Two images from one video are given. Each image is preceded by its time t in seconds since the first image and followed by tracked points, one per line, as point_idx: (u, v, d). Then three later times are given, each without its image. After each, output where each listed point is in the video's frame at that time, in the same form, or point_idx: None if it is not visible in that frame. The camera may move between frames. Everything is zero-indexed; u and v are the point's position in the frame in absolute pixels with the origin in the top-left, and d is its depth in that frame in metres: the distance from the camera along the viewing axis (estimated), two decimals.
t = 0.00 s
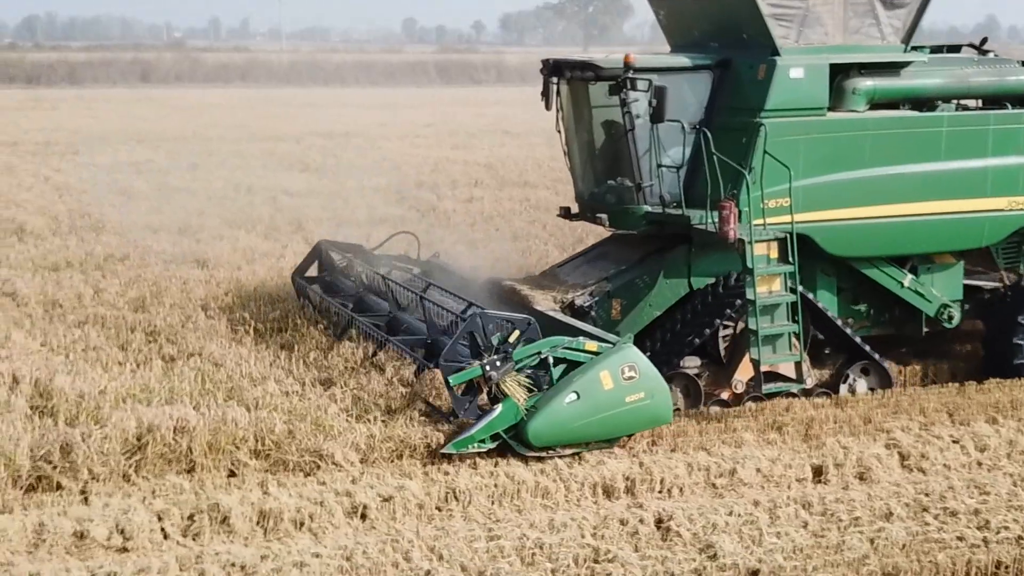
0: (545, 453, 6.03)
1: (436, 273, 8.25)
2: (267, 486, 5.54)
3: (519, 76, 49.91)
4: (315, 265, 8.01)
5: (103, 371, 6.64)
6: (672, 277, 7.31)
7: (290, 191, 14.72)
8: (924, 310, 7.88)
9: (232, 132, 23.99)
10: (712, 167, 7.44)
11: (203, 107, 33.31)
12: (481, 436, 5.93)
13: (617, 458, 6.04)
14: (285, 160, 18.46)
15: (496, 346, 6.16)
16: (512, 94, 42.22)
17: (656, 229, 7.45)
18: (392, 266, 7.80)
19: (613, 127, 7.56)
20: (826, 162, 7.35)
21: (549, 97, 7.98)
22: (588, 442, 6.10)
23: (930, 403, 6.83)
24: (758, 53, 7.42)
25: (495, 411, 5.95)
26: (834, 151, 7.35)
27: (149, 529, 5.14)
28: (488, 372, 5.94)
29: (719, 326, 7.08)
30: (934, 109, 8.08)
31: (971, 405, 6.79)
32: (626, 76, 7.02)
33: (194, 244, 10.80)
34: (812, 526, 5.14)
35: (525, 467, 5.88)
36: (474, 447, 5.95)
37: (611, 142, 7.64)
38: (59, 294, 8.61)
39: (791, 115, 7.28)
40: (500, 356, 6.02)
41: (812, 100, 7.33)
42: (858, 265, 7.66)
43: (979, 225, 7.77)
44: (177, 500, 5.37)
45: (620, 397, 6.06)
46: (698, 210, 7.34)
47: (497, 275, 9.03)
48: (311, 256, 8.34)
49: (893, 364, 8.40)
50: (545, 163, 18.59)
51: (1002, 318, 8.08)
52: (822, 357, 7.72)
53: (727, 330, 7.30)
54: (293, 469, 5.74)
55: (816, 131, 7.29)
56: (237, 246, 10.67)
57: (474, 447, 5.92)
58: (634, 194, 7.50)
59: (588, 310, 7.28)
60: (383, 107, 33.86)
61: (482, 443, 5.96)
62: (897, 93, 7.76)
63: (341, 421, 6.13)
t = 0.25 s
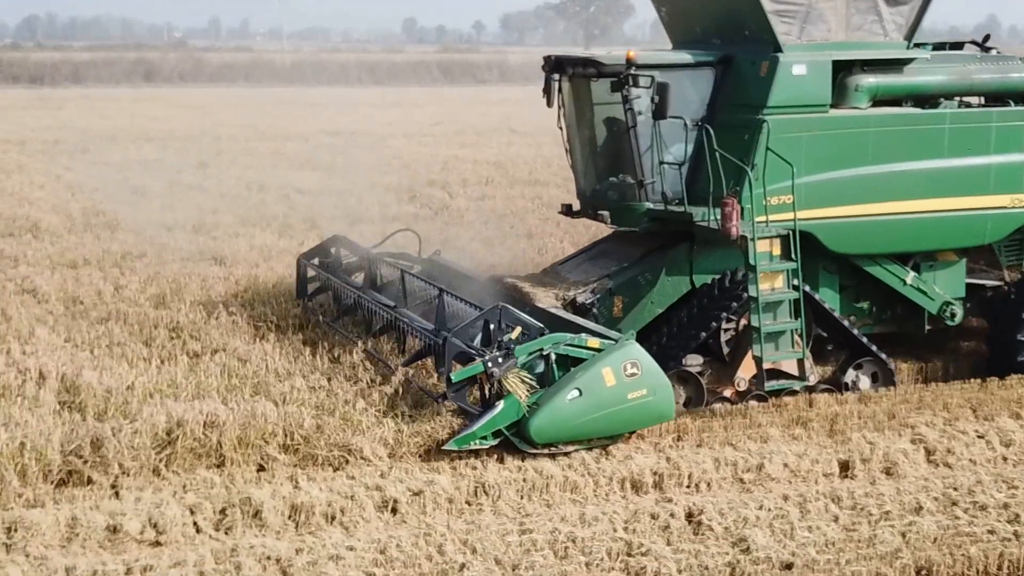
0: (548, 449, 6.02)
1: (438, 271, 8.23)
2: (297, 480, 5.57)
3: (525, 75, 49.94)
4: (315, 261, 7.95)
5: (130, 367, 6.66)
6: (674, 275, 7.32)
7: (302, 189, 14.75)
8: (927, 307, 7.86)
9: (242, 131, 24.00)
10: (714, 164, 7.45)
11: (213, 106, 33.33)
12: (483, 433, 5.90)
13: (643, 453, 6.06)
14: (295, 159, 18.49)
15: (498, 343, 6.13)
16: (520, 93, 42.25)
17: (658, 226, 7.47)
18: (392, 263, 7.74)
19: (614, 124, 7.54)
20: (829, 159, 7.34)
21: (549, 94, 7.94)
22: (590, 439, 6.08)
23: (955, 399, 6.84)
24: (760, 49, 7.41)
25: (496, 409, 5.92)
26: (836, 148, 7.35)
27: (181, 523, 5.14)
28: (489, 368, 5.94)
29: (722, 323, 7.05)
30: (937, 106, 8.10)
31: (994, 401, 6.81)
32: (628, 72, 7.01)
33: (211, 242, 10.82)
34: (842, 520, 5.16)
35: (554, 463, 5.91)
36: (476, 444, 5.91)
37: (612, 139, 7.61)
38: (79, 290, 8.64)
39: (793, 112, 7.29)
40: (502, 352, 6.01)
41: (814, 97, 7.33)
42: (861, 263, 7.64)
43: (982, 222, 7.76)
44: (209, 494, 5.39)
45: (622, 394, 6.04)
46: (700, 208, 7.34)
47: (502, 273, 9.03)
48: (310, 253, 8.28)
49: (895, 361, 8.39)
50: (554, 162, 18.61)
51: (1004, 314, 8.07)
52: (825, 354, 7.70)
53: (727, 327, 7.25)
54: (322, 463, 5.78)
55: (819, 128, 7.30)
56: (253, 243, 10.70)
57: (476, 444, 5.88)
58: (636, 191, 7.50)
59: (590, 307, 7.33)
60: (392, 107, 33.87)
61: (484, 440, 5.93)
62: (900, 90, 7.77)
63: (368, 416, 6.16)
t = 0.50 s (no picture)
0: (552, 448, 6.00)
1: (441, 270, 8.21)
2: (327, 474, 5.59)
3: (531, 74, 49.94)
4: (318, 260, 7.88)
5: (156, 363, 6.68)
6: (677, 272, 7.37)
7: (314, 188, 14.76)
8: (930, 305, 7.83)
9: (251, 130, 24.00)
10: (717, 161, 7.42)
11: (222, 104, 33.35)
12: (486, 431, 5.87)
13: (669, 449, 6.07)
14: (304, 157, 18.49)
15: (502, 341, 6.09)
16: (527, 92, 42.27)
17: (660, 223, 7.48)
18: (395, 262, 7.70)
19: (617, 121, 7.53)
20: (832, 156, 7.36)
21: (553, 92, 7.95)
22: (593, 437, 6.06)
23: (978, 395, 6.85)
24: (762, 46, 7.36)
25: (501, 406, 5.90)
26: (839, 145, 7.37)
27: (214, 517, 5.16)
28: (492, 367, 5.89)
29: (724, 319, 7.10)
30: (940, 102, 8.13)
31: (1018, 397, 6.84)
32: (629, 68, 7.02)
33: (227, 239, 10.84)
34: (873, 514, 5.17)
35: (582, 458, 5.92)
36: (479, 443, 5.89)
37: (615, 136, 7.61)
38: (99, 287, 8.66)
39: (797, 109, 7.29)
40: (505, 351, 5.96)
41: (817, 93, 7.32)
42: (864, 260, 7.63)
43: (986, 219, 7.74)
44: (240, 489, 5.41)
45: (625, 392, 6.03)
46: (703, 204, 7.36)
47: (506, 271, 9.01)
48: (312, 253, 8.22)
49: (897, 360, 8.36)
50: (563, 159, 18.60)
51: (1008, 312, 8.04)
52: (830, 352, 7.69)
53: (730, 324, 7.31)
54: (351, 458, 5.80)
55: (822, 125, 7.33)
56: (270, 241, 10.72)
57: (479, 443, 5.86)
58: (639, 187, 7.50)
59: (592, 305, 7.31)
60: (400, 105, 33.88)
61: (487, 439, 5.91)
62: (902, 88, 7.81)
63: (397, 412, 6.18)
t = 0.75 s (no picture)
0: (555, 447, 5.98)
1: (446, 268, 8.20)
2: (357, 468, 5.62)
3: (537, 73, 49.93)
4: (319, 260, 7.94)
5: (184, 359, 6.72)
6: (680, 270, 7.32)
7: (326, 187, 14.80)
8: (933, 303, 7.83)
9: (259, 130, 24.02)
10: (720, 158, 7.42)
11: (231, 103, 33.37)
12: (489, 431, 5.87)
13: (698, 445, 6.10)
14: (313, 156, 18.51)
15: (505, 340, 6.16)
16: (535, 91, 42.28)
17: (663, 221, 7.45)
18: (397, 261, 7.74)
19: (620, 118, 7.56)
20: (835, 153, 7.33)
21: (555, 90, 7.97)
22: (598, 436, 6.06)
23: (1001, 392, 6.87)
24: (766, 43, 7.37)
25: (502, 406, 5.91)
26: (844, 142, 7.34)
27: (247, 511, 5.18)
28: (494, 366, 5.93)
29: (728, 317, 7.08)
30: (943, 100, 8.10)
31: None
32: (634, 65, 7.05)
33: (244, 237, 10.87)
34: (904, 509, 5.19)
35: (612, 454, 5.93)
36: (482, 442, 5.88)
37: (617, 134, 7.62)
38: (120, 284, 8.70)
39: (800, 105, 7.26)
40: (508, 350, 6.00)
41: (821, 90, 7.31)
42: (867, 257, 7.62)
43: (989, 217, 7.76)
44: (272, 483, 5.43)
45: (629, 390, 6.04)
46: (706, 202, 7.34)
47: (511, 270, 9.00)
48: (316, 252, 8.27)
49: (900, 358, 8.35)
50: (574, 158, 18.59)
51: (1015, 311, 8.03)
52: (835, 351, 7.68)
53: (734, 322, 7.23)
54: (381, 454, 5.83)
55: (826, 122, 7.29)
56: (286, 238, 10.76)
57: (483, 442, 5.85)
58: (642, 184, 7.51)
59: (595, 303, 7.30)
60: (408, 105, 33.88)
61: (490, 438, 5.90)
62: (906, 85, 7.77)
63: (428, 408, 6.21)
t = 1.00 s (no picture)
0: (558, 445, 5.95)
1: (449, 266, 8.18)
2: (387, 464, 5.64)
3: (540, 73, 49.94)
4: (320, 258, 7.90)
5: (209, 356, 6.74)
6: (683, 268, 7.30)
7: (336, 185, 14.82)
8: (937, 301, 7.84)
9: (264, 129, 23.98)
10: (724, 155, 7.41)
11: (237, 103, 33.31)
12: (491, 428, 5.87)
13: (726, 441, 6.11)
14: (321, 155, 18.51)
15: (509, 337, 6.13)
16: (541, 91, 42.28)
17: (666, 218, 7.41)
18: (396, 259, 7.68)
19: (624, 115, 7.53)
20: (838, 151, 7.34)
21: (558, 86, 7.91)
22: (600, 434, 6.04)
23: None
24: (770, 40, 7.39)
25: (506, 403, 5.89)
26: (847, 139, 7.34)
27: (280, 506, 5.19)
28: (498, 364, 5.90)
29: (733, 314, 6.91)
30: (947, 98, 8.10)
31: None
32: (636, 62, 6.99)
33: (259, 235, 10.86)
34: (935, 503, 5.21)
35: (640, 451, 5.93)
36: (486, 440, 5.88)
37: (621, 130, 7.60)
38: (139, 282, 8.70)
39: (804, 103, 7.28)
40: (511, 347, 5.96)
41: (825, 87, 7.32)
42: (870, 255, 7.63)
43: (992, 215, 7.76)
44: (304, 478, 5.45)
45: (632, 387, 6.03)
46: (710, 199, 7.31)
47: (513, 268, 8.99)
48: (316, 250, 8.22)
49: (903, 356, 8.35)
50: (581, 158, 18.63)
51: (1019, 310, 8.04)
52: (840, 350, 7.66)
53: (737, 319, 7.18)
54: (409, 449, 5.85)
55: (829, 119, 7.29)
56: (302, 237, 10.75)
57: (485, 440, 5.85)
58: (645, 181, 7.49)
59: (598, 301, 7.26)
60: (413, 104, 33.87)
61: (493, 436, 5.89)
62: (909, 81, 7.79)
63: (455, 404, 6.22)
